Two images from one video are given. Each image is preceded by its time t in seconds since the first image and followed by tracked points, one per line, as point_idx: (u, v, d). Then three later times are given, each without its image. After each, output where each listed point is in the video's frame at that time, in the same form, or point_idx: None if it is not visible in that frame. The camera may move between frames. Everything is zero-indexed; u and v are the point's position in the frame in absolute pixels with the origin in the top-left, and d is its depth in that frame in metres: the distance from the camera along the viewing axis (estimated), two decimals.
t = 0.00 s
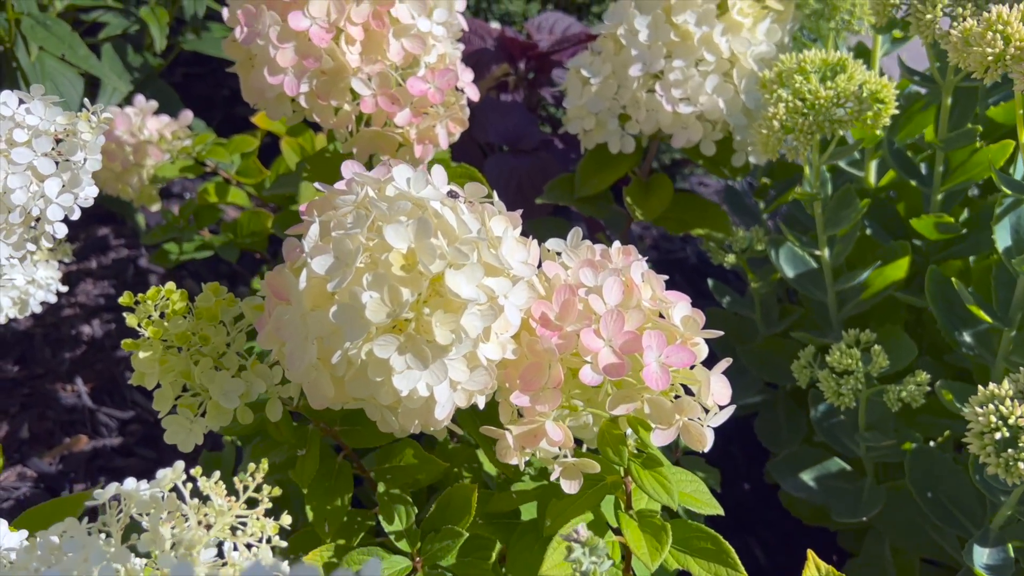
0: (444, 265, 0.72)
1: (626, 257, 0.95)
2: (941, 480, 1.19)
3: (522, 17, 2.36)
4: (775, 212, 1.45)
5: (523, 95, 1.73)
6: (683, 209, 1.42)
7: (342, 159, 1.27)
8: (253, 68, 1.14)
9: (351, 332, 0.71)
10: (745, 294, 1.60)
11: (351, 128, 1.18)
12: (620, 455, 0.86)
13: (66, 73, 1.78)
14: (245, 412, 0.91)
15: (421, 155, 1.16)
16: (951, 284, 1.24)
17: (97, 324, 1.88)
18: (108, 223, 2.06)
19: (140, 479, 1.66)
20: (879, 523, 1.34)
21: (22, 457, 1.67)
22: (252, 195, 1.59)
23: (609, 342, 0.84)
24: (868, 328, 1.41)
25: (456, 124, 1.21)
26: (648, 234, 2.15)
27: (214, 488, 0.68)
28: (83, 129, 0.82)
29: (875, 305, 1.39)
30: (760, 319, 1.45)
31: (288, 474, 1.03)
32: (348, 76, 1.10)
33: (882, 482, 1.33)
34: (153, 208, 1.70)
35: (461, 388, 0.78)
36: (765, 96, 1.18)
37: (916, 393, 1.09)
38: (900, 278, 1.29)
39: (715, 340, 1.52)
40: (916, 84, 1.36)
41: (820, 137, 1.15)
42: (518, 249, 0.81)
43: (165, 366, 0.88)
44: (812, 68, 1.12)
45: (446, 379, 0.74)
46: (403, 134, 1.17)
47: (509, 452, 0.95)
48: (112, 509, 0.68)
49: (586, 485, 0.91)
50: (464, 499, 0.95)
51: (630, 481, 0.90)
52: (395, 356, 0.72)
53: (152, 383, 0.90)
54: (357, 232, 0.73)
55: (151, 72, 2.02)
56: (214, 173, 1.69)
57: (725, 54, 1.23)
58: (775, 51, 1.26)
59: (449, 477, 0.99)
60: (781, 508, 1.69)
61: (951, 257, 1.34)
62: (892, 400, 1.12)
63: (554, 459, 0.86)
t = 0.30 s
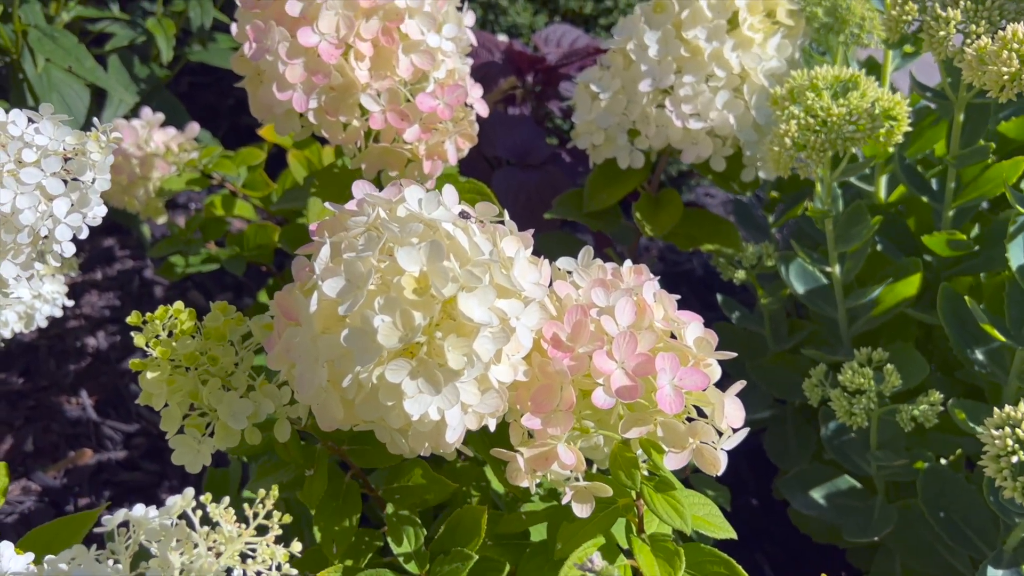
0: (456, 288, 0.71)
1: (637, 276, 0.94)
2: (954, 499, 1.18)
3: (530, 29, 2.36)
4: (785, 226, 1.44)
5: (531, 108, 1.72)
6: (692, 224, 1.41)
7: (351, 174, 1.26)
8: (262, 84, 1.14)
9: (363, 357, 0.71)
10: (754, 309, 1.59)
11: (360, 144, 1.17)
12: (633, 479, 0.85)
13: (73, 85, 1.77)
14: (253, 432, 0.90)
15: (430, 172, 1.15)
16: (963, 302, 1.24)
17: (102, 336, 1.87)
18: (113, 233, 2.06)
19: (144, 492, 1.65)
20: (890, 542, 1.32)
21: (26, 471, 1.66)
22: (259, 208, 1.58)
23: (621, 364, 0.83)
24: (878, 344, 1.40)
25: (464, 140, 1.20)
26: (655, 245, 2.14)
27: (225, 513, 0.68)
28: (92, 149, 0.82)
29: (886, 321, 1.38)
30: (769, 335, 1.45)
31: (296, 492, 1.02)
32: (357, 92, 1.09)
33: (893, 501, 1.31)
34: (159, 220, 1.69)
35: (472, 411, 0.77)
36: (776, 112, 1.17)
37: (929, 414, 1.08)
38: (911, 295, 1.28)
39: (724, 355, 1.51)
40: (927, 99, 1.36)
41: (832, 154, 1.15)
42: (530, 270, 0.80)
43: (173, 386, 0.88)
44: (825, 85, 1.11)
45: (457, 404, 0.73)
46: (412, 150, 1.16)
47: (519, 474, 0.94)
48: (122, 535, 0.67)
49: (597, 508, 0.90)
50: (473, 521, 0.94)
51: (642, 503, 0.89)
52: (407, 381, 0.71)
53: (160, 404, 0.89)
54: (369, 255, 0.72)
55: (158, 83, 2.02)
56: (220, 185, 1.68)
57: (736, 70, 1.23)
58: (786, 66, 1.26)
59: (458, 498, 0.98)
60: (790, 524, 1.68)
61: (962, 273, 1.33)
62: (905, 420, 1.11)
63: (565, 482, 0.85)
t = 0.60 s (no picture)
0: (475, 309, 0.71)
1: (653, 294, 0.94)
2: (969, 517, 1.17)
3: (538, 41, 2.36)
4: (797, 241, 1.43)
5: (540, 120, 1.72)
6: (703, 238, 1.41)
7: (363, 189, 1.26)
8: (274, 99, 1.13)
9: (380, 380, 0.70)
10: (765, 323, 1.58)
11: (372, 159, 1.17)
12: (649, 500, 0.84)
13: (82, 96, 1.77)
14: (266, 452, 0.89)
15: (442, 187, 1.15)
16: (977, 319, 1.23)
17: (110, 347, 1.87)
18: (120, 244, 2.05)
19: (152, 505, 1.64)
20: (903, 559, 1.31)
21: (33, 483, 1.65)
22: (268, 221, 1.58)
23: (638, 385, 0.82)
24: (891, 360, 1.39)
25: (477, 154, 1.20)
26: (662, 257, 2.13)
27: (240, 537, 0.66)
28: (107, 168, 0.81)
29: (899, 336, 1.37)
30: (781, 350, 1.44)
31: (307, 509, 1.01)
32: (370, 108, 1.09)
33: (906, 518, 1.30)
34: (167, 232, 1.69)
35: (488, 432, 0.76)
36: (790, 128, 1.17)
37: (945, 432, 1.07)
38: (925, 311, 1.27)
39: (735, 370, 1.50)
40: (940, 114, 1.35)
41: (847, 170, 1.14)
42: (547, 290, 0.80)
43: (186, 406, 0.87)
44: (839, 101, 1.10)
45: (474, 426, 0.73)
46: (425, 165, 1.15)
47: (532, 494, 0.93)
48: (136, 560, 0.66)
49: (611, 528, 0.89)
50: (486, 541, 0.93)
51: (657, 524, 0.89)
52: (425, 404, 0.71)
53: (173, 423, 0.88)
54: (386, 276, 0.72)
55: (166, 94, 2.02)
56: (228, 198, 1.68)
57: (749, 85, 1.22)
58: (799, 81, 1.25)
59: (470, 517, 0.98)
60: (800, 539, 1.67)
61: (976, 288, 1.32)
62: (921, 438, 1.11)
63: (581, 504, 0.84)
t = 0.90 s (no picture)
0: (487, 330, 0.70)
1: (663, 311, 0.93)
2: (980, 535, 1.16)
3: (545, 53, 2.37)
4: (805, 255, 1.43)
5: (547, 133, 1.72)
6: (711, 252, 1.40)
7: (371, 203, 1.26)
8: (283, 114, 1.13)
9: (392, 401, 0.70)
10: (772, 337, 1.58)
11: (381, 174, 1.17)
12: (660, 520, 0.84)
13: (89, 108, 1.77)
14: (275, 470, 0.89)
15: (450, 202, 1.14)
16: (987, 334, 1.22)
17: (115, 358, 1.86)
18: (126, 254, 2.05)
19: (157, 518, 1.64)
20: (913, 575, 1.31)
21: (38, 496, 1.65)
22: (275, 233, 1.58)
23: (650, 404, 0.81)
24: (899, 375, 1.39)
25: (485, 169, 1.20)
26: (668, 268, 2.13)
27: (251, 560, 0.66)
28: (118, 187, 0.82)
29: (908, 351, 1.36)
30: (789, 364, 1.43)
31: (315, 525, 1.01)
32: (379, 123, 1.09)
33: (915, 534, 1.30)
34: (174, 245, 1.69)
35: (499, 452, 0.76)
36: (800, 143, 1.16)
37: (956, 449, 1.07)
38: (934, 326, 1.27)
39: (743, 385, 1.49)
40: (948, 128, 1.35)
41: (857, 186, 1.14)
42: (559, 309, 0.79)
43: (195, 424, 0.87)
44: (848, 117, 1.11)
45: (485, 447, 0.72)
46: (434, 180, 1.15)
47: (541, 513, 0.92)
48: None
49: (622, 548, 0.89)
50: (495, 560, 0.92)
51: (668, 543, 0.88)
52: (436, 425, 0.70)
53: (182, 441, 0.88)
54: (398, 296, 0.72)
55: (173, 105, 2.02)
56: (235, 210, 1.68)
57: (758, 100, 1.22)
58: (808, 96, 1.25)
59: (478, 534, 0.97)
60: (808, 553, 1.66)
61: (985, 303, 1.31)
62: (932, 455, 1.10)
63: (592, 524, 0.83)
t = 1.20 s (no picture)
0: (498, 352, 0.70)
1: (672, 330, 0.93)
2: (989, 554, 1.15)
3: (550, 66, 2.38)
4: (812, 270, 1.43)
5: (553, 146, 1.72)
6: (718, 268, 1.40)
7: (378, 219, 1.26)
8: (291, 131, 1.13)
9: (402, 425, 0.69)
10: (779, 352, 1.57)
11: (388, 190, 1.17)
12: (670, 541, 0.83)
13: (95, 121, 1.78)
14: (283, 490, 0.88)
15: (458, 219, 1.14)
16: (996, 352, 1.22)
17: (120, 371, 1.86)
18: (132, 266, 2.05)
19: (162, 532, 1.64)
20: None
21: (44, 509, 1.64)
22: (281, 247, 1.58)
23: (660, 425, 0.81)
24: (907, 392, 1.38)
25: (493, 186, 1.20)
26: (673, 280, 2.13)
27: None
28: (127, 208, 0.81)
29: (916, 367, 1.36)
30: (796, 380, 1.43)
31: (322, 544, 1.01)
32: (387, 140, 1.09)
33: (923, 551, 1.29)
34: (180, 258, 1.69)
35: (508, 475, 0.75)
36: (808, 160, 1.16)
37: (966, 468, 1.06)
38: (943, 342, 1.26)
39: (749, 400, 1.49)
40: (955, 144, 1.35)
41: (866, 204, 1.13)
42: (569, 331, 0.79)
43: (204, 443, 0.86)
44: (857, 134, 1.10)
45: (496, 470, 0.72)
46: (441, 197, 1.15)
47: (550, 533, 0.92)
48: None
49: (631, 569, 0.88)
50: None
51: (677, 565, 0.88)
52: (447, 449, 0.70)
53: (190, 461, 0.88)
54: (408, 319, 0.72)
55: (179, 118, 2.03)
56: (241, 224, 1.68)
57: (766, 116, 1.22)
58: (816, 113, 1.25)
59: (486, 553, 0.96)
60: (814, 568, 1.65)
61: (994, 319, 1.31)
62: (941, 474, 1.10)
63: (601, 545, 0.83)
